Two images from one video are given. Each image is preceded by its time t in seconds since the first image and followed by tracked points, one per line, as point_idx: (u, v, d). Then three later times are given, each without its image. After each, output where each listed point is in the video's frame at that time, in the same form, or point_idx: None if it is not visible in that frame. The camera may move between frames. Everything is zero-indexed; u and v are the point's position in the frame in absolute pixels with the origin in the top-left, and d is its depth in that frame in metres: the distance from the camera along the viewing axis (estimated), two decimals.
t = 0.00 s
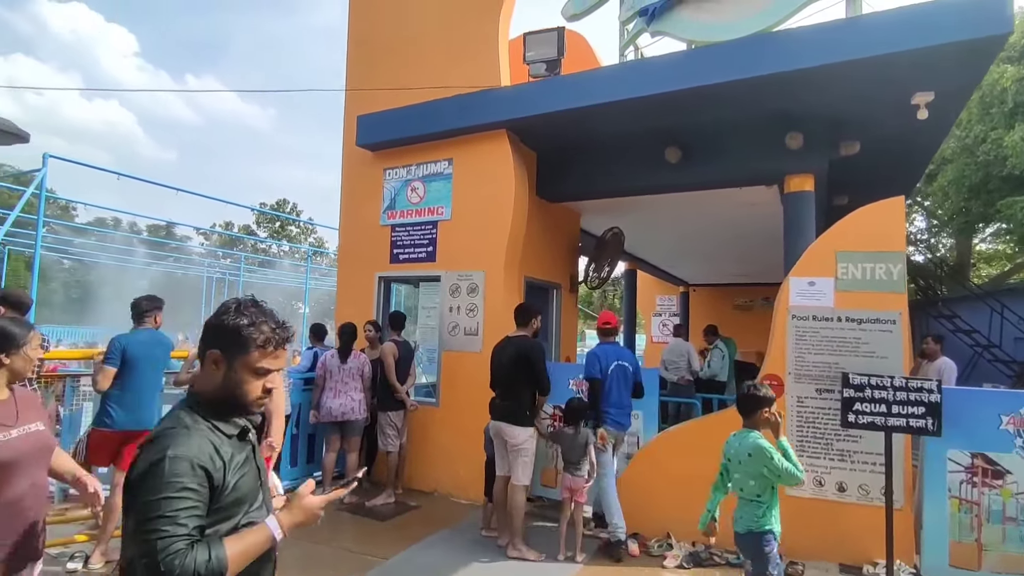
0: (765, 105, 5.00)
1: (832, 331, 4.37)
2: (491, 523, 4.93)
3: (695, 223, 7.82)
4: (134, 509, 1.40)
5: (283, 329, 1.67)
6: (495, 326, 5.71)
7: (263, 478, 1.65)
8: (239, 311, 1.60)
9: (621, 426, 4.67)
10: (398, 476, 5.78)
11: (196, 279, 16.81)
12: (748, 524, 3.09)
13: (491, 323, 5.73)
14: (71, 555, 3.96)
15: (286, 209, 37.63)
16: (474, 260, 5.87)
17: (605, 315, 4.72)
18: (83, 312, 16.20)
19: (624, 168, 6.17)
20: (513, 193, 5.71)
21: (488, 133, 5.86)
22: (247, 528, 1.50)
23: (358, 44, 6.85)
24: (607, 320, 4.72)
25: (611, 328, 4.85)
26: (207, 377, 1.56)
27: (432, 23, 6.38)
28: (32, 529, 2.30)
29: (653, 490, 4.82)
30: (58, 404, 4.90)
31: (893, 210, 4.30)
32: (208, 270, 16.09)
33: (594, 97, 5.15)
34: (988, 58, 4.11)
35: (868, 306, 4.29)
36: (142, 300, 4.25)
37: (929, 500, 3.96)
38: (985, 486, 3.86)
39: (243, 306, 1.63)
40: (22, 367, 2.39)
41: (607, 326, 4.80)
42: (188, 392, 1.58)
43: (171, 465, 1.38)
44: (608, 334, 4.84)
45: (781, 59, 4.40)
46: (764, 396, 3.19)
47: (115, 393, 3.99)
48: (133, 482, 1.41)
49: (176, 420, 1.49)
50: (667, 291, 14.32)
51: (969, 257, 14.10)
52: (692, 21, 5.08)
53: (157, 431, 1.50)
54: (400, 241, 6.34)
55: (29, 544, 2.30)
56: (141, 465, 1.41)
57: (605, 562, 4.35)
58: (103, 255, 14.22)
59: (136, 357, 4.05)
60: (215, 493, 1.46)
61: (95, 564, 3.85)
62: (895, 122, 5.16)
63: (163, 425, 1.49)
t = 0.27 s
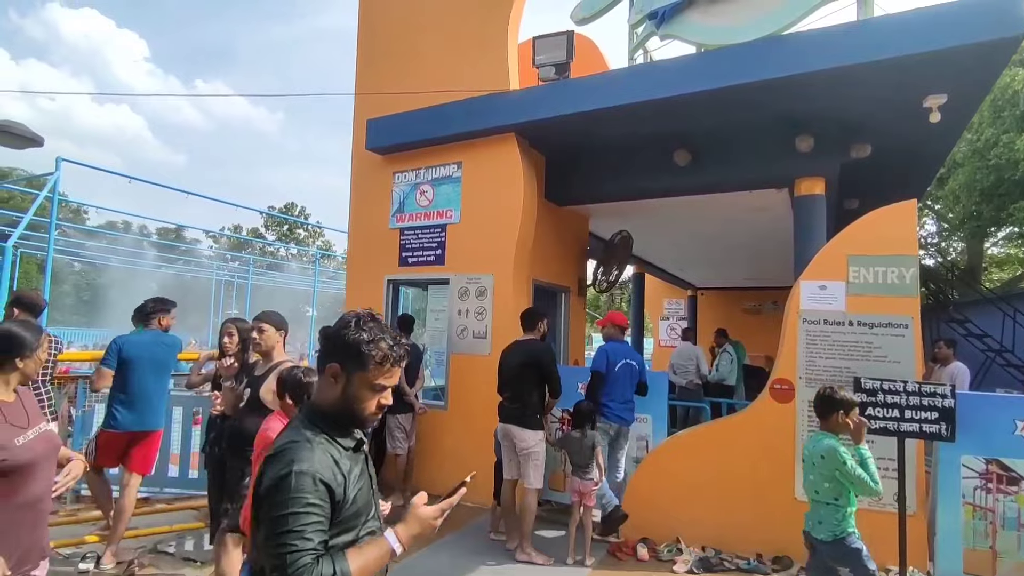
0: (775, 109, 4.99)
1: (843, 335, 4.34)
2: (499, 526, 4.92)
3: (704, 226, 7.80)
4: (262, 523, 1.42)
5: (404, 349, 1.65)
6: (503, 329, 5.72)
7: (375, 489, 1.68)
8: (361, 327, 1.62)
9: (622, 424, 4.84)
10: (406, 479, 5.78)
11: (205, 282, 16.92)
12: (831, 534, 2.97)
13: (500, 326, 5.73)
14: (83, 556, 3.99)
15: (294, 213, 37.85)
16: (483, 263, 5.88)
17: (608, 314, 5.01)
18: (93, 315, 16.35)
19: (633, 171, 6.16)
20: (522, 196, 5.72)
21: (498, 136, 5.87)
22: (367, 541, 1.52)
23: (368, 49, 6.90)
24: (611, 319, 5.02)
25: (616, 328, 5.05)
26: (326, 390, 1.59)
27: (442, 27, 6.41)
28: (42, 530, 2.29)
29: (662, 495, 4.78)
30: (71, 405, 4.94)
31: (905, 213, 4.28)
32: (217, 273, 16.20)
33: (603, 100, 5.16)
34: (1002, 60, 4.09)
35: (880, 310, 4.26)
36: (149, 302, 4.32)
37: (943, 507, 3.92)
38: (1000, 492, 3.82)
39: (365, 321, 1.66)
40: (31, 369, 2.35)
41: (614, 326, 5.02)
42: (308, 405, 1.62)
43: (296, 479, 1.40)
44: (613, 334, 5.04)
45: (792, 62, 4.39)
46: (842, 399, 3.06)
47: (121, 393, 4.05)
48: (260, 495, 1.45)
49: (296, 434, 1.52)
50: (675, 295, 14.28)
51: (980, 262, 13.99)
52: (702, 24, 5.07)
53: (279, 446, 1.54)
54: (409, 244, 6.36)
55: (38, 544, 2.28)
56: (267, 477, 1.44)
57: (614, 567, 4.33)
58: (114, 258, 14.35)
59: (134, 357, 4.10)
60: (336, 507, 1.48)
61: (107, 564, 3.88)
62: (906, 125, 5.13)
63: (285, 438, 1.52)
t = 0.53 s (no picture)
0: (780, 114, 5.05)
1: (847, 338, 4.39)
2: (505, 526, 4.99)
3: (709, 230, 7.85)
4: (421, 525, 1.49)
5: (537, 355, 1.69)
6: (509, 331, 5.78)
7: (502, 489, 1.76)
8: (500, 333, 1.66)
9: (626, 425, 4.96)
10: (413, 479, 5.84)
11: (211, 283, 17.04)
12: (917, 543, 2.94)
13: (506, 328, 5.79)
14: (97, 551, 4.07)
15: (299, 214, 38.05)
16: (489, 266, 5.95)
17: (609, 316, 5.08)
18: (100, 315, 16.48)
19: (638, 175, 6.22)
20: (528, 200, 5.79)
21: (504, 140, 5.95)
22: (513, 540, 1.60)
23: (376, 54, 6.98)
24: (612, 321, 5.06)
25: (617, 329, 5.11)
26: (466, 393, 1.64)
27: (449, 32, 6.49)
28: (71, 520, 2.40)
29: (666, 497, 4.83)
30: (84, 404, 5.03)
31: (908, 218, 4.33)
32: (223, 274, 16.31)
33: (609, 105, 5.22)
34: (1004, 68, 4.14)
35: (883, 314, 4.31)
36: (153, 301, 4.35)
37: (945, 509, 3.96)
38: (1001, 495, 3.87)
39: (499, 326, 1.69)
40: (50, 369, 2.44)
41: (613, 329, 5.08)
42: (446, 407, 1.68)
43: (454, 483, 1.47)
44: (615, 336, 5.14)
45: (795, 68, 4.45)
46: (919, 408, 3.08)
47: (132, 392, 4.13)
48: (416, 498, 1.51)
49: (440, 438, 1.57)
50: (678, 298, 14.30)
51: (985, 266, 13.99)
52: (707, 31, 5.14)
53: (421, 448, 1.59)
54: (416, 247, 6.44)
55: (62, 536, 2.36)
56: (422, 481, 1.50)
57: (619, 567, 4.39)
58: (120, 259, 14.47)
59: (135, 357, 4.14)
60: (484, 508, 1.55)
61: (121, 560, 3.96)
62: (910, 131, 5.18)
63: (429, 442, 1.58)
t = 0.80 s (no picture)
0: (776, 121, 5.16)
1: (840, 340, 4.50)
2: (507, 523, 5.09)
3: (707, 233, 7.96)
4: (557, 511, 1.57)
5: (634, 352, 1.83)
6: (510, 332, 5.89)
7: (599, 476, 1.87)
8: (607, 331, 1.78)
9: (626, 424, 5.10)
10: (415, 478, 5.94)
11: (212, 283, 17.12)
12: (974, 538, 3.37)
13: (507, 329, 5.90)
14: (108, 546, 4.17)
15: (298, 214, 38.11)
16: (491, 268, 6.06)
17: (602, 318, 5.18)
18: (101, 314, 16.55)
19: (638, 180, 6.33)
20: (529, 203, 5.89)
21: (506, 145, 6.06)
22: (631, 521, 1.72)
23: (380, 58, 7.09)
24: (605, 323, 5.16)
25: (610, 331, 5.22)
26: (580, 388, 1.74)
27: (452, 38, 6.60)
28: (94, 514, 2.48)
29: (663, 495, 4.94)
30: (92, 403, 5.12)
31: (899, 224, 4.44)
32: (223, 274, 16.38)
33: (609, 111, 5.33)
34: (993, 78, 4.26)
35: (876, 317, 4.42)
36: (155, 300, 4.31)
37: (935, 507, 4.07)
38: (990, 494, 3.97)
39: (603, 326, 1.81)
40: (76, 368, 2.50)
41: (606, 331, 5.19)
42: (555, 401, 1.77)
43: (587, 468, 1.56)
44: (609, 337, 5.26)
45: (790, 77, 4.57)
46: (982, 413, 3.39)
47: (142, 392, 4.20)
48: (547, 487, 1.58)
49: (557, 428, 1.66)
50: (677, 300, 14.40)
51: (980, 270, 14.11)
52: (705, 39, 5.25)
53: (541, 438, 1.66)
54: (419, 249, 6.54)
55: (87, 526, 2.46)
56: (553, 469, 1.57)
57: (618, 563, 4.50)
58: (121, 259, 14.54)
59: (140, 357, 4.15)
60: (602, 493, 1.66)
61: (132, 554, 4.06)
62: (903, 138, 5.29)
63: (549, 432, 1.66)
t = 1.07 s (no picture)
0: (765, 128, 5.30)
1: (826, 341, 4.64)
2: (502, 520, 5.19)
3: (698, 236, 8.10)
4: (657, 502, 1.81)
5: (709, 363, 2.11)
6: (505, 333, 5.99)
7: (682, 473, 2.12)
8: (689, 345, 2.06)
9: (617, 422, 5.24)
10: (411, 476, 6.02)
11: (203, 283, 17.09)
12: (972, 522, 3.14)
13: (502, 330, 6.00)
14: (110, 544, 4.23)
15: (290, 213, 38.04)
16: (486, 270, 6.16)
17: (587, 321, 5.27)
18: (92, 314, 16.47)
19: (630, 183, 6.45)
20: (524, 207, 6.00)
21: (501, 149, 6.16)
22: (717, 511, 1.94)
23: (376, 62, 7.16)
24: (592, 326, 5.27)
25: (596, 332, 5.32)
26: (669, 396, 2.00)
27: (448, 43, 6.69)
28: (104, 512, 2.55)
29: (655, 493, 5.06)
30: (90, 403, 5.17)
31: (883, 229, 4.58)
32: (216, 273, 16.35)
33: (603, 116, 5.44)
34: (973, 89, 4.41)
35: (860, 319, 4.57)
36: (154, 301, 4.25)
37: (915, 503, 4.22)
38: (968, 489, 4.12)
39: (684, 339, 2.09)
40: (89, 367, 2.57)
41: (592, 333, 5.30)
42: (640, 406, 2.03)
43: (680, 462, 1.81)
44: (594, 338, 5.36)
45: (778, 86, 4.70)
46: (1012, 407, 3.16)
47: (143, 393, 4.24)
48: (649, 481, 1.82)
49: (649, 429, 1.92)
50: (668, 300, 14.55)
51: (964, 271, 14.35)
52: (696, 47, 5.37)
53: (639, 439, 1.92)
54: (415, 251, 6.63)
55: (98, 524, 2.53)
56: (651, 465, 1.83)
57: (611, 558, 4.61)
58: (112, 258, 14.48)
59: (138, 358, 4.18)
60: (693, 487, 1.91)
61: (133, 552, 4.12)
62: (887, 145, 5.44)
63: (642, 434, 1.92)
